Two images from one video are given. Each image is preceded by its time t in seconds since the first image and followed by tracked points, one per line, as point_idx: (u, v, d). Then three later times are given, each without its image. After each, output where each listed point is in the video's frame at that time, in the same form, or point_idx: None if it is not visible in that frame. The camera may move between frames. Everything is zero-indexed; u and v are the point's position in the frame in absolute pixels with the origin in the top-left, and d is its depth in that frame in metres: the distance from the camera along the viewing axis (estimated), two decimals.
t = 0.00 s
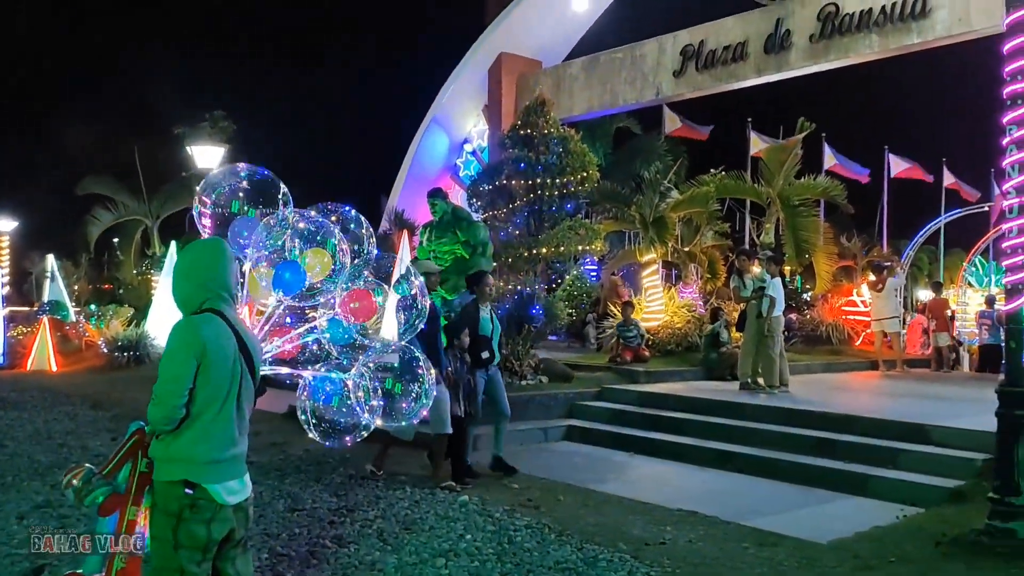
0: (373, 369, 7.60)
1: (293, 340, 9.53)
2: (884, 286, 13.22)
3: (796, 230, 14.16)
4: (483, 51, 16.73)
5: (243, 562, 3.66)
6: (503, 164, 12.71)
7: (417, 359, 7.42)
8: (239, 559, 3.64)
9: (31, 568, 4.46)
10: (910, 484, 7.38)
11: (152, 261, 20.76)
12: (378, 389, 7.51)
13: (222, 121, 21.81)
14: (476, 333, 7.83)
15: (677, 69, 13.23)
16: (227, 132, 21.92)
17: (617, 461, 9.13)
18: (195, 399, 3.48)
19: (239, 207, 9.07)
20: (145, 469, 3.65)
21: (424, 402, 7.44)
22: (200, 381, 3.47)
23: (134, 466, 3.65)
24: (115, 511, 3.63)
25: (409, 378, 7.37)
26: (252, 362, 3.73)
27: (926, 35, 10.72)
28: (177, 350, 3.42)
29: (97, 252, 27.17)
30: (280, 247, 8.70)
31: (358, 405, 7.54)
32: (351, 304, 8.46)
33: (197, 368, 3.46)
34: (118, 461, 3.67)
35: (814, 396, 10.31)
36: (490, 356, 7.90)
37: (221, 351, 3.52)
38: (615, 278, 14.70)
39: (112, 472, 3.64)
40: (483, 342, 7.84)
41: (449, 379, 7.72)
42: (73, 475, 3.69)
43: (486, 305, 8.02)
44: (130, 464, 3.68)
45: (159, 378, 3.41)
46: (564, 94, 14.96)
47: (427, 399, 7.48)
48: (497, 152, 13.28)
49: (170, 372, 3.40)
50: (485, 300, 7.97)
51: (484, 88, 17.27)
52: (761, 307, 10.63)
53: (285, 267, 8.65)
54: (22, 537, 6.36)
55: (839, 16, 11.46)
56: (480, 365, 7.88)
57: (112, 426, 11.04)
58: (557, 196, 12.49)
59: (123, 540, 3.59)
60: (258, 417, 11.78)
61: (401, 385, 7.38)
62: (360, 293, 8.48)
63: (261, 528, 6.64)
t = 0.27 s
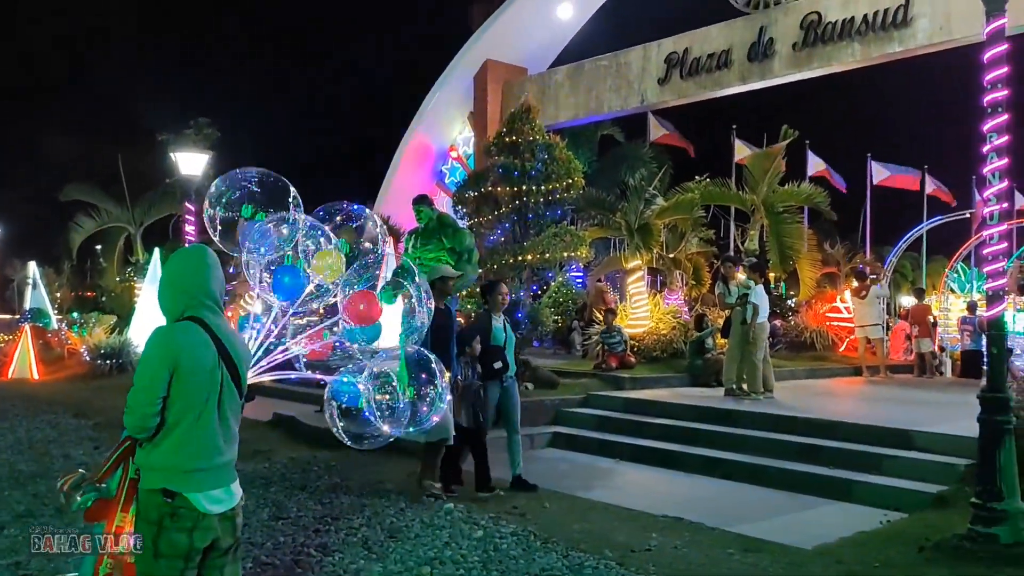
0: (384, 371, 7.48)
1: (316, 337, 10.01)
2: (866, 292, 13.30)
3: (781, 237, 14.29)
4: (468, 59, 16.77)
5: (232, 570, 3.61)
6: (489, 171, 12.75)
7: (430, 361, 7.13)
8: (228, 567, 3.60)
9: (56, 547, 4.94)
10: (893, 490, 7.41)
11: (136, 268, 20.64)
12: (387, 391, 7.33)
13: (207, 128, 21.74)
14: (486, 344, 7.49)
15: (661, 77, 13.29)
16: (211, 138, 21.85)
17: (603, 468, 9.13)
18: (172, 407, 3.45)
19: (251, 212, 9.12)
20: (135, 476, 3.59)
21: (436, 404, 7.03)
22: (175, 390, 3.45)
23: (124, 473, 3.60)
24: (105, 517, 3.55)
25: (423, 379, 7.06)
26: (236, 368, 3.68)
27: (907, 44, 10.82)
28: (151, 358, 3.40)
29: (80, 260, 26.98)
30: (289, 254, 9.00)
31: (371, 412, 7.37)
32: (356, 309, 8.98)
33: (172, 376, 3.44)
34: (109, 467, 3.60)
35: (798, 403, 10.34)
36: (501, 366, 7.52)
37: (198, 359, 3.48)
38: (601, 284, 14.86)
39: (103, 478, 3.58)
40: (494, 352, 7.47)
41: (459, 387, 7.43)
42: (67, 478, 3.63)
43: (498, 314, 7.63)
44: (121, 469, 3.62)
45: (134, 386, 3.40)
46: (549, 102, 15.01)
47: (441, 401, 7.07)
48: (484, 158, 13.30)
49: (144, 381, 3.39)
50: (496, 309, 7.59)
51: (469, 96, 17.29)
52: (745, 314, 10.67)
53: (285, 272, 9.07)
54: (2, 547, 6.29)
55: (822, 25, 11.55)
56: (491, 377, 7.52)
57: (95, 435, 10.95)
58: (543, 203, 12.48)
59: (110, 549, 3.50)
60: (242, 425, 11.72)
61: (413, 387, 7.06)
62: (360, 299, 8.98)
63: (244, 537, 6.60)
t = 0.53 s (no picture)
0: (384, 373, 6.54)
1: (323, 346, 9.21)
2: (850, 299, 13.37)
3: (765, 245, 14.14)
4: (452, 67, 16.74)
5: None
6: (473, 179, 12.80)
7: (440, 364, 6.58)
8: None
9: (64, 547, 5.20)
10: (877, 496, 7.45)
11: (118, 275, 20.49)
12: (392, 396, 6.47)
13: (190, 134, 21.65)
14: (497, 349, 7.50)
15: (645, 85, 13.35)
16: (194, 145, 21.75)
17: (588, 475, 9.12)
18: (155, 415, 3.43)
19: (268, 216, 8.36)
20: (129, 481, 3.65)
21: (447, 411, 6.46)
22: (157, 398, 3.43)
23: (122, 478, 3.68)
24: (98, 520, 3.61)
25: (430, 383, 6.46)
26: (226, 376, 3.64)
27: (888, 53, 10.93)
28: (131, 366, 3.39)
29: (61, 268, 26.76)
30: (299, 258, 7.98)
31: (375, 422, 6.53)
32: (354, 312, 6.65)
33: (152, 384, 3.42)
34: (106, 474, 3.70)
35: (782, 409, 10.38)
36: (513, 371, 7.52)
37: (180, 367, 3.45)
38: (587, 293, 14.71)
39: (97, 484, 3.67)
40: (506, 357, 7.50)
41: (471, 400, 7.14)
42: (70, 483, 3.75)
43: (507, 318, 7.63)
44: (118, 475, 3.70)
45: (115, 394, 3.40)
46: (534, 109, 15.04)
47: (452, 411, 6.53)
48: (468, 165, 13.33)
49: (124, 388, 3.38)
50: (504, 313, 7.58)
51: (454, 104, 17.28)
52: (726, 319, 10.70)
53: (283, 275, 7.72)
54: None
55: (804, 35, 11.64)
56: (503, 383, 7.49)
57: (76, 444, 10.84)
58: (527, 210, 12.58)
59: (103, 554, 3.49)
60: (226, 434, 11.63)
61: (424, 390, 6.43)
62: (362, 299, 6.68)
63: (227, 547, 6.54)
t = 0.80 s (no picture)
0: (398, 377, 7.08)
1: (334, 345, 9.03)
2: (834, 307, 13.45)
3: (748, 253, 14.42)
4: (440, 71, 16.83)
5: None
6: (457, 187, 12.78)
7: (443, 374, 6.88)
8: None
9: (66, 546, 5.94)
10: (859, 502, 7.48)
11: (100, 284, 20.32)
12: (403, 404, 6.97)
13: (172, 142, 21.54)
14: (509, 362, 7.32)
15: (629, 93, 13.40)
16: (177, 153, 21.64)
17: (572, 484, 9.11)
18: (143, 424, 3.41)
19: (280, 220, 8.67)
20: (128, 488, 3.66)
21: (453, 425, 6.80)
22: (144, 408, 3.40)
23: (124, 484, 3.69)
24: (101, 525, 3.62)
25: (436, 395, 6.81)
26: (220, 386, 3.58)
27: (869, 63, 11.03)
28: (117, 376, 3.38)
29: (41, 276, 26.50)
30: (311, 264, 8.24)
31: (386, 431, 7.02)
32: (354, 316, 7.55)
33: (138, 394, 3.40)
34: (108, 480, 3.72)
35: (765, 417, 10.41)
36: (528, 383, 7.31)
37: (166, 378, 3.41)
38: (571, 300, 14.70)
39: (99, 490, 3.69)
40: (519, 369, 7.30)
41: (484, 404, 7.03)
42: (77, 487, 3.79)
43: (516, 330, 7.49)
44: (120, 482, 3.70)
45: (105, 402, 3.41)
46: (518, 117, 15.08)
47: (460, 422, 6.85)
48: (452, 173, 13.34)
49: (111, 397, 3.38)
50: (513, 324, 7.43)
51: (439, 112, 17.38)
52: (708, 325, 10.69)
53: (286, 282, 8.07)
54: None
55: (786, 44, 11.72)
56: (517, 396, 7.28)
57: (56, 455, 10.72)
58: (511, 219, 12.59)
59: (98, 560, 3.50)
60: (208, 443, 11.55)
61: (429, 399, 6.83)
62: (358, 304, 7.56)
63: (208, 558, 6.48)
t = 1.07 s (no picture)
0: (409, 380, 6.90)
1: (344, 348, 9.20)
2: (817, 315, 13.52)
3: (732, 261, 14.38)
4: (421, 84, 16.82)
5: None
6: (442, 195, 12.78)
7: (446, 384, 6.77)
8: None
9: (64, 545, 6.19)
10: (842, 510, 7.50)
11: (82, 292, 20.14)
12: (409, 408, 6.89)
13: (156, 150, 21.43)
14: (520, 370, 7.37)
15: (614, 102, 13.45)
16: (161, 161, 21.52)
17: (557, 493, 9.09)
18: (133, 434, 3.45)
19: (289, 227, 8.59)
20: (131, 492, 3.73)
21: (456, 436, 6.70)
22: (133, 418, 3.44)
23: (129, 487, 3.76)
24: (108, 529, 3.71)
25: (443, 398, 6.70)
26: (211, 397, 3.55)
27: (851, 73, 11.12)
28: (106, 388, 3.44)
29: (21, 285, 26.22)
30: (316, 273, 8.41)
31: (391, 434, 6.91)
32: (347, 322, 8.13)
33: (127, 405, 3.44)
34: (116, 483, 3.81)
35: (750, 425, 10.42)
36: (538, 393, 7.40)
37: (152, 389, 3.44)
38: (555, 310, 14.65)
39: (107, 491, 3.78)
40: (530, 377, 7.34)
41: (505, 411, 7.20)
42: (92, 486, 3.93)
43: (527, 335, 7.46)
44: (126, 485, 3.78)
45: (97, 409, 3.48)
46: (504, 125, 15.10)
47: (464, 431, 6.76)
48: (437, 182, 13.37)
49: (101, 405, 3.44)
50: (524, 331, 7.42)
51: (424, 121, 17.36)
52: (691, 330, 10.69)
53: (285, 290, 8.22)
54: None
55: (769, 54, 11.80)
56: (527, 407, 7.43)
57: (35, 465, 10.58)
58: (496, 227, 12.57)
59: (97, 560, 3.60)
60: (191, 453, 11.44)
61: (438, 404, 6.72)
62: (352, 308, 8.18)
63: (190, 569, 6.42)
